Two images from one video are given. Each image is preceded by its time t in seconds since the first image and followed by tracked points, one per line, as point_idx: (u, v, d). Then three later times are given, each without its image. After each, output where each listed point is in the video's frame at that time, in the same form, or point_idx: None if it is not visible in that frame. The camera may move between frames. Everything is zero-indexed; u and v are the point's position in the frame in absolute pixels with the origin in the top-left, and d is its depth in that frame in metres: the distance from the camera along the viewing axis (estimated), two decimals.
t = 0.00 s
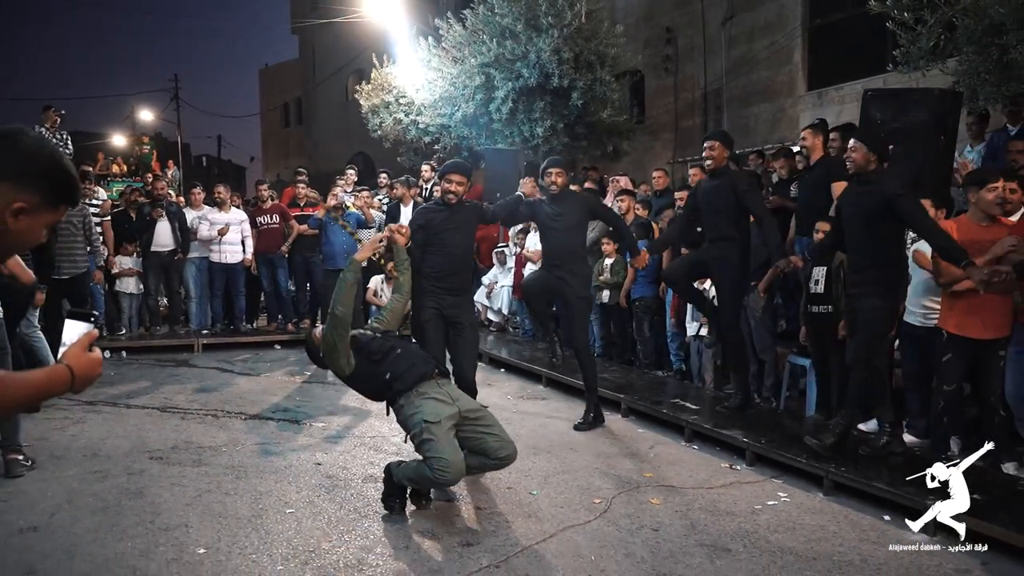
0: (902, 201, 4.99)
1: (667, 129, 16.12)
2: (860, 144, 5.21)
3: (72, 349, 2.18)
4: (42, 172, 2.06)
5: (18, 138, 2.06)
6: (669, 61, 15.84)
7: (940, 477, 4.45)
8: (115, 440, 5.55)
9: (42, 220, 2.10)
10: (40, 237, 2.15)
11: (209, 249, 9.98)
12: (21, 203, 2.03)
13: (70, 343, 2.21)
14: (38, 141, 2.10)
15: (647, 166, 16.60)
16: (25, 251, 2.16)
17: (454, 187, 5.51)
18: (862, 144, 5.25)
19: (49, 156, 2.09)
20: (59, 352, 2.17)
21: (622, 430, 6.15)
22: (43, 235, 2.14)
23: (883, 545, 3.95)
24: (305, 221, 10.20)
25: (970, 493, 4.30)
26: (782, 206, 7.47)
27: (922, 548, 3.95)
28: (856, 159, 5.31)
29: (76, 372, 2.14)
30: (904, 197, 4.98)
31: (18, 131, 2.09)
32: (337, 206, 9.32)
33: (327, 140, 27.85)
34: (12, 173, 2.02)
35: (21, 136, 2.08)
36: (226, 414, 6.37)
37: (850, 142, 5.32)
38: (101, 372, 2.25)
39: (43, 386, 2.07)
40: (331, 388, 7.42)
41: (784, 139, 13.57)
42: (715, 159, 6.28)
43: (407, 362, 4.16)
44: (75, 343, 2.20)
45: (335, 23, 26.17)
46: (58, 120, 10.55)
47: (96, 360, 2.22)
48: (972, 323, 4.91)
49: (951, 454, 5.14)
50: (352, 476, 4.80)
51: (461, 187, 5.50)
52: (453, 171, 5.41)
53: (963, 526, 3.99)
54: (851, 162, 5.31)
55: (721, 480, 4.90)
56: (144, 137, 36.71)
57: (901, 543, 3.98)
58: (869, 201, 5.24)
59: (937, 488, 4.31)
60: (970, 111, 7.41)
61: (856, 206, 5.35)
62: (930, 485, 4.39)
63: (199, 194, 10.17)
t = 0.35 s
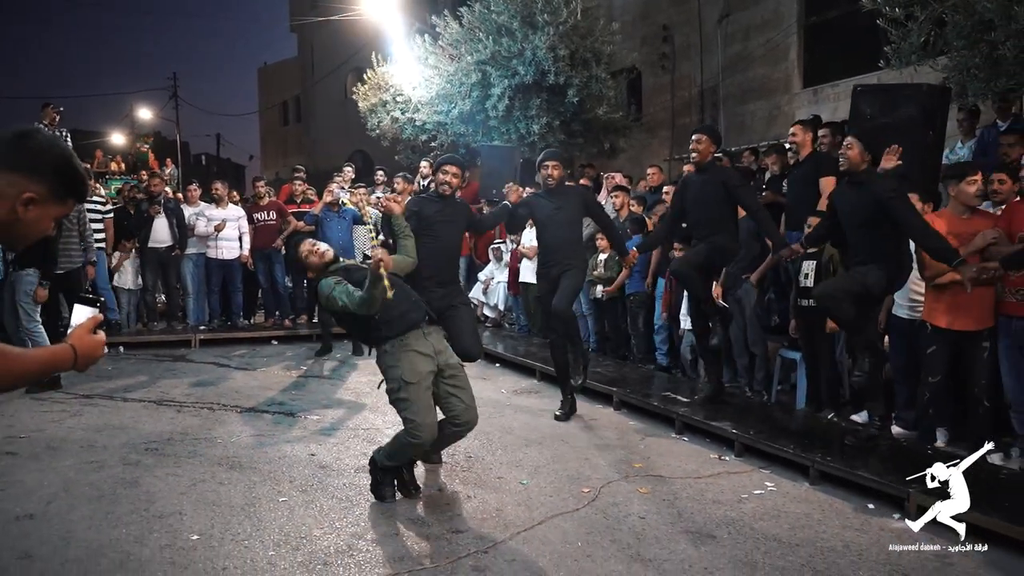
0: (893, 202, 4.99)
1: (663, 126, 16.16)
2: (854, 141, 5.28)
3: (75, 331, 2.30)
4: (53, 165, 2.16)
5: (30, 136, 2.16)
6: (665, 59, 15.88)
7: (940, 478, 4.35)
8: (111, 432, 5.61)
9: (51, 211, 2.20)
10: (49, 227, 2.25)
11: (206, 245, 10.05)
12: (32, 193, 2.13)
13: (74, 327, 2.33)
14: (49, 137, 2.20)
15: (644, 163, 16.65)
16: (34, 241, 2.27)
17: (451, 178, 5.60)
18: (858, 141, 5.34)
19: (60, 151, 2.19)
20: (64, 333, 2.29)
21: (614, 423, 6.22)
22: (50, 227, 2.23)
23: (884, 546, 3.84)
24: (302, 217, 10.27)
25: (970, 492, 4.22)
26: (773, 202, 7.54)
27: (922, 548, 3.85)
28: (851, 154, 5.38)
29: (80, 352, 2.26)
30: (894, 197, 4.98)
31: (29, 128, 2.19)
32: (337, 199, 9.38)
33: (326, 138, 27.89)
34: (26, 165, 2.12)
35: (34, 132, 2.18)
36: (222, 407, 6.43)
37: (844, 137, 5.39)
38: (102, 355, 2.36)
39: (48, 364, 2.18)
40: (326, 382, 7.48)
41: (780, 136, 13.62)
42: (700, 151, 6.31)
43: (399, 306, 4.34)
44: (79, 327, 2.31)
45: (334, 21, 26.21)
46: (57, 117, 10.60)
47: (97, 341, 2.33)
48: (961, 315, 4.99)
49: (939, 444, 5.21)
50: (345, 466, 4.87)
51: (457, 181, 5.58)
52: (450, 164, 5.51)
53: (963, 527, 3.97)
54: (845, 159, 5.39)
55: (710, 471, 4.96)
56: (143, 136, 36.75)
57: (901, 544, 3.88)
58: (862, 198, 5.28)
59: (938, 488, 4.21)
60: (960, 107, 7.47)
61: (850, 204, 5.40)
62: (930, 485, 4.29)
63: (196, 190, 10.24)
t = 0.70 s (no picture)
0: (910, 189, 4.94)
1: (672, 125, 16.17)
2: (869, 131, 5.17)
3: (89, 323, 2.36)
4: (71, 163, 2.25)
5: (51, 138, 2.25)
6: (675, 57, 15.88)
7: (941, 478, 4.31)
8: (122, 426, 5.71)
9: (69, 207, 2.28)
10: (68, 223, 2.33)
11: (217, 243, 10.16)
12: (51, 190, 2.21)
13: (89, 318, 2.41)
14: (69, 139, 2.29)
15: (653, 162, 16.66)
16: (53, 236, 2.36)
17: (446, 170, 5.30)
18: (871, 131, 5.25)
19: (79, 152, 2.28)
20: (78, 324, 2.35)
21: (617, 419, 6.27)
22: (68, 223, 2.31)
23: (884, 545, 3.81)
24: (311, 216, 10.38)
25: (972, 492, 4.20)
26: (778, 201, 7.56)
27: (922, 548, 3.82)
28: (866, 146, 5.27)
29: (93, 342, 2.34)
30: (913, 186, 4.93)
31: (51, 130, 2.28)
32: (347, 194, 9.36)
33: (337, 137, 28.04)
34: (48, 163, 2.21)
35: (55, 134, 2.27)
36: (230, 402, 6.53)
37: (857, 130, 5.26)
38: (115, 348, 2.42)
39: (62, 352, 2.25)
40: (334, 378, 7.57)
41: (789, 134, 13.60)
42: (706, 143, 6.33)
43: (403, 283, 4.51)
44: (93, 318, 2.39)
45: (345, 21, 26.34)
46: (72, 116, 10.75)
47: (110, 335, 2.40)
48: (964, 313, 5.04)
49: (939, 441, 5.23)
50: (349, 459, 4.94)
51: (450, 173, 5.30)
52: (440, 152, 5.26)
53: (963, 527, 3.98)
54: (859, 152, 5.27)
55: (710, 465, 5.02)
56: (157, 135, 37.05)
57: (901, 544, 3.84)
58: (877, 189, 5.20)
59: (938, 487, 4.19)
60: (966, 105, 7.46)
61: (864, 196, 5.30)
62: (930, 485, 4.26)
63: (206, 190, 10.38)
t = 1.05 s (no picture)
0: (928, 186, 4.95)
1: (688, 125, 16.14)
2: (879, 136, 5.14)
3: (101, 317, 2.42)
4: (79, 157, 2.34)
5: (61, 135, 2.35)
6: (691, 57, 15.86)
7: (940, 478, 4.32)
8: (139, 422, 5.81)
9: (80, 201, 2.37)
10: (81, 217, 2.42)
11: (235, 242, 10.27)
12: (60, 184, 2.32)
13: (103, 311, 2.47)
14: (78, 135, 2.39)
15: (669, 162, 16.64)
16: (70, 232, 2.45)
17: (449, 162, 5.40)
18: (882, 136, 5.23)
19: (87, 147, 2.37)
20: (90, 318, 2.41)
21: (628, 419, 6.29)
22: (81, 218, 2.41)
23: (883, 545, 3.82)
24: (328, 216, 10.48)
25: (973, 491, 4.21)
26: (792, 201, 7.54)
27: (922, 548, 3.82)
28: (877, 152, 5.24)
29: (104, 335, 2.38)
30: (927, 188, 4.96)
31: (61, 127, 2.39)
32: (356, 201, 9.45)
33: (355, 138, 28.19)
34: (57, 158, 2.31)
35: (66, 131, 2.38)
36: (245, 399, 6.62)
37: (869, 135, 5.24)
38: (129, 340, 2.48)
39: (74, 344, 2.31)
40: (348, 377, 7.65)
41: (805, 134, 13.52)
42: (715, 147, 6.35)
43: (444, 282, 4.34)
44: (106, 311, 2.44)
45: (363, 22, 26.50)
46: (94, 118, 10.92)
47: (123, 326, 2.45)
48: (977, 313, 5.06)
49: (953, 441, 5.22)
50: (361, 457, 5.01)
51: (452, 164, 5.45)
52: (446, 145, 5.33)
53: (963, 527, 4.01)
54: (871, 157, 5.26)
55: (720, 465, 5.03)
56: (177, 136, 37.42)
57: (900, 543, 3.84)
58: (886, 192, 5.21)
59: (937, 487, 4.19)
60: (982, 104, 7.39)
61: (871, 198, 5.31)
62: (930, 484, 4.26)
63: (224, 190, 10.50)
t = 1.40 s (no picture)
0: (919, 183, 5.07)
1: (702, 125, 16.08)
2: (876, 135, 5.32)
3: (99, 316, 2.44)
4: (68, 155, 2.34)
5: (47, 128, 2.35)
6: (705, 57, 15.81)
7: (940, 478, 4.36)
8: (153, 422, 5.88)
9: (71, 198, 2.39)
10: (75, 212, 2.44)
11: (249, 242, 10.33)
12: (50, 183, 2.33)
13: (100, 312, 2.48)
14: (66, 130, 2.38)
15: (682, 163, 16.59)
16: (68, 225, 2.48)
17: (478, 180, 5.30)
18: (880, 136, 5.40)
19: (74, 142, 2.36)
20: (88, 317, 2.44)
21: (638, 422, 6.29)
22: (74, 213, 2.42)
23: (883, 545, 3.84)
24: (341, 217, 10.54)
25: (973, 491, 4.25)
26: (804, 203, 7.51)
27: (921, 548, 3.85)
28: (874, 151, 5.41)
29: (100, 337, 2.40)
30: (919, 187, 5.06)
31: (47, 121, 2.38)
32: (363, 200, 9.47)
33: (369, 138, 28.29)
34: (45, 156, 2.32)
35: (53, 126, 2.37)
36: (258, 400, 6.68)
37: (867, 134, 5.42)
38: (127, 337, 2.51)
39: (70, 347, 2.36)
40: (360, 377, 7.70)
41: (819, 135, 13.44)
42: (722, 149, 6.29)
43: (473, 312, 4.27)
44: (103, 311, 2.46)
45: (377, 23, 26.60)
46: (111, 120, 11.04)
47: (118, 325, 2.47)
48: (986, 315, 5.02)
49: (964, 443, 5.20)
50: (371, 457, 5.04)
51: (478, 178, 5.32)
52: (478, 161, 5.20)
53: (963, 527, 4.05)
54: (867, 156, 5.42)
55: (729, 467, 5.04)
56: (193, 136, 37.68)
57: (900, 544, 3.88)
58: (883, 192, 5.35)
59: (937, 487, 4.22)
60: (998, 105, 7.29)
61: (870, 197, 5.45)
62: (930, 484, 4.31)
63: (238, 191, 10.55)
